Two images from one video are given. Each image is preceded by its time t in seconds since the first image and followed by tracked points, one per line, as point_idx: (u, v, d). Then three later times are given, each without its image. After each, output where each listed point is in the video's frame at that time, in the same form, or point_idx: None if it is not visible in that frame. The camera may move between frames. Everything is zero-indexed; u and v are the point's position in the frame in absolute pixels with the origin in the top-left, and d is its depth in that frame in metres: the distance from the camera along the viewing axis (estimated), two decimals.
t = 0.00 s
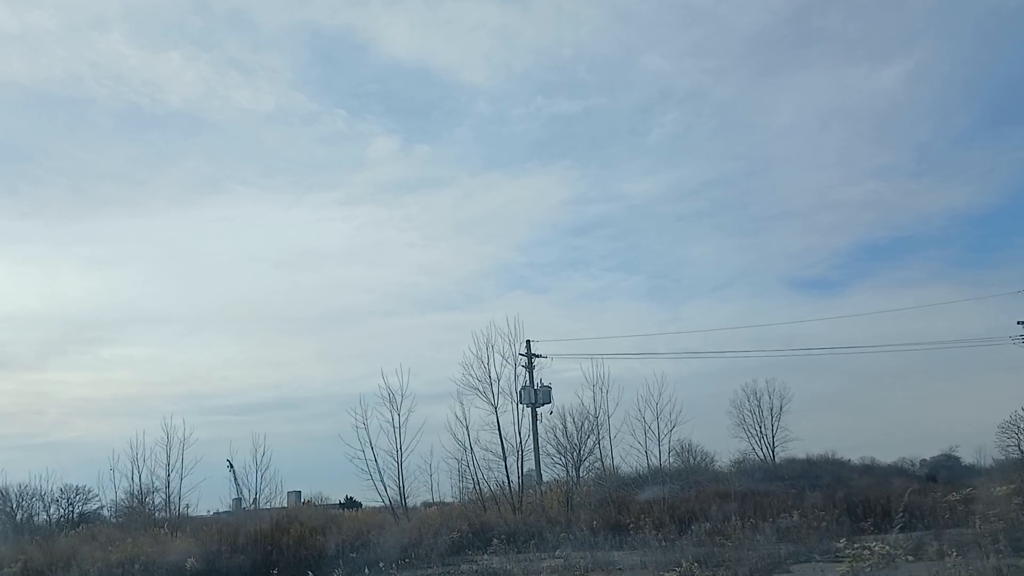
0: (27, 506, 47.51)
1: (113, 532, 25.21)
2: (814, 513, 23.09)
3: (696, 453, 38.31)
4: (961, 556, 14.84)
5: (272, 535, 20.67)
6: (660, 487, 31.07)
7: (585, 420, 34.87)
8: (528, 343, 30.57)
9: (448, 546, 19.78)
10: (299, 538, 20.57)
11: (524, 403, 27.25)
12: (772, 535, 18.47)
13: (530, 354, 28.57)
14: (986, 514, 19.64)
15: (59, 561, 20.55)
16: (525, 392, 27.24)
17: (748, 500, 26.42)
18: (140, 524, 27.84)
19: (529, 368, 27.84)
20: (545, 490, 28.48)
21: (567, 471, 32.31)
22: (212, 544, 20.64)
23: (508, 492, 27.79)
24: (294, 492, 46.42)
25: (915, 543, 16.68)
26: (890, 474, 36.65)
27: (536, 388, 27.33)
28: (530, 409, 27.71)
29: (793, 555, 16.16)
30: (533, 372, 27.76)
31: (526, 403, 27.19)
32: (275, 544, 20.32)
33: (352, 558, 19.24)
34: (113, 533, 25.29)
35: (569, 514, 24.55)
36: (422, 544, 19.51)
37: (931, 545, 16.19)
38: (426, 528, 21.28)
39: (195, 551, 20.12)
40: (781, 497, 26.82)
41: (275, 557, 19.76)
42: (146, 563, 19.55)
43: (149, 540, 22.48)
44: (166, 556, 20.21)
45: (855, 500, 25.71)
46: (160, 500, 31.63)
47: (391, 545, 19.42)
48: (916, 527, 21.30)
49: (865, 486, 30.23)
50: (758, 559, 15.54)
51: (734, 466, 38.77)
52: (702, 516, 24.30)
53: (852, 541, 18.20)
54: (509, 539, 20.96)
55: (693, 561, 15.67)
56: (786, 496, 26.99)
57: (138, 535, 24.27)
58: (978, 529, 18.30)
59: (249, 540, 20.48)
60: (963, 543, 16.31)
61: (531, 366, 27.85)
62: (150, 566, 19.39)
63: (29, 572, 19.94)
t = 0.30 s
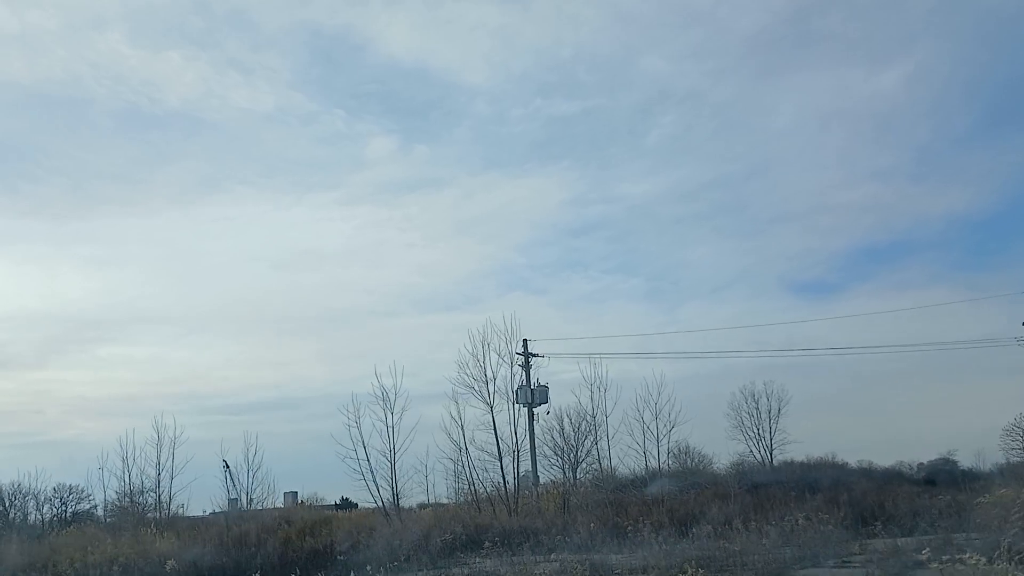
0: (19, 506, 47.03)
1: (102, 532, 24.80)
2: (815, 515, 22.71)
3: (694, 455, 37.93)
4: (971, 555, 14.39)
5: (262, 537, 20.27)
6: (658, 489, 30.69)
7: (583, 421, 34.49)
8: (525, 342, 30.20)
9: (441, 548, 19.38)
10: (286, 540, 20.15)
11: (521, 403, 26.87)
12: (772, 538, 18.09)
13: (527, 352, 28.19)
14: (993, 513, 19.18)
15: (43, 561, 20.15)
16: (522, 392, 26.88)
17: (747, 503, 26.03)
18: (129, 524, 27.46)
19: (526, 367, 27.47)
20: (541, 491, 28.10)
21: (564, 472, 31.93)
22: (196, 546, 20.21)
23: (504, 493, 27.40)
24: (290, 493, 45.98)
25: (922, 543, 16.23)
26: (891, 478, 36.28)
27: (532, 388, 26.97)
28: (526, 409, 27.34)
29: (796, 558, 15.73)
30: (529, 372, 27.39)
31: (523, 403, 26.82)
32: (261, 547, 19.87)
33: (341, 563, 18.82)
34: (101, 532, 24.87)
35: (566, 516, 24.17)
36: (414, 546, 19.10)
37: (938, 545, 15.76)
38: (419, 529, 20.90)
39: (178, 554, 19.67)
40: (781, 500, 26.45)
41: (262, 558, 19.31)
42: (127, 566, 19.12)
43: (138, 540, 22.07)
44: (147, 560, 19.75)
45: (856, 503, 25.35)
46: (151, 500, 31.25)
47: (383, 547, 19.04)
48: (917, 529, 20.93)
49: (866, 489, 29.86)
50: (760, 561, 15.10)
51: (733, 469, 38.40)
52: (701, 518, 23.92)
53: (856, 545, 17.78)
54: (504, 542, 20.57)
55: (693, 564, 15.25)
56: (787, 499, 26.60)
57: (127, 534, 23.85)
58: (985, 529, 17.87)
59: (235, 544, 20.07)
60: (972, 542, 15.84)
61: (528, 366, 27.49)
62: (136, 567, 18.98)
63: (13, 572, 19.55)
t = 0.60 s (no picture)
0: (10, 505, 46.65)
1: (86, 532, 24.44)
2: (813, 518, 22.38)
3: (690, 456, 37.60)
4: (975, 559, 14.04)
5: (247, 540, 19.90)
6: (653, 490, 30.36)
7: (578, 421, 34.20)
8: (520, 340, 29.81)
9: (429, 551, 19.03)
10: (272, 542, 19.81)
11: (515, 402, 26.54)
12: (771, 540, 17.79)
13: (520, 350, 27.87)
14: (995, 516, 18.83)
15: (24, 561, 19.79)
16: (516, 391, 26.55)
17: (744, 504, 25.73)
18: (116, 523, 27.09)
19: (520, 366, 27.16)
20: (535, 492, 27.78)
21: (559, 472, 31.59)
22: (178, 548, 19.84)
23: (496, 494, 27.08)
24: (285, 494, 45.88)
25: (925, 547, 15.86)
26: (889, 480, 35.94)
27: (526, 387, 26.64)
28: (521, 408, 27.00)
29: (795, 561, 15.37)
30: (523, 370, 27.07)
31: (516, 402, 26.48)
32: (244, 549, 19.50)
33: (326, 568, 18.46)
34: (85, 532, 24.48)
35: (560, 518, 23.85)
36: (404, 548, 18.75)
37: (940, 549, 15.41)
38: (408, 530, 20.54)
39: (158, 557, 19.30)
40: (779, 501, 26.19)
41: (245, 560, 18.94)
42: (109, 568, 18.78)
43: (122, 540, 21.73)
44: (127, 564, 19.36)
45: (857, 504, 25.05)
46: (140, 499, 30.93)
47: (370, 549, 18.71)
48: (917, 532, 20.62)
49: (865, 491, 29.56)
50: (759, 565, 14.75)
51: (730, 470, 38.05)
52: (697, 521, 23.58)
53: (856, 549, 17.45)
54: (495, 544, 20.23)
55: (690, 568, 14.90)
56: (785, 501, 26.30)
57: (111, 534, 23.49)
58: (988, 534, 17.50)
59: (219, 546, 19.72)
60: (975, 547, 15.47)
61: (522, 364, 27.18)
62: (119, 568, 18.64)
63: None
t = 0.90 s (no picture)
0: None
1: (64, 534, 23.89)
2: (808, 520, 22.02)
3: (682, 456, 37.24)
4: (976, 563, 13.64)
5: (227, 544, 19.42)
6: (643, 491, 29.98)
7: (568, 421, 33.79)
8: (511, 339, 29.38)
9: (413, 554, 18.58)
10: (252, 546, 19.32)
11: (504, 401, 26.10)
12: (765, 543, 17.38)
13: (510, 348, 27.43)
14: (994, 519, 18.45)
15: None
16: (505, 390, 26.13)
17: (737, 505, 25.38)
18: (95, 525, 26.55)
19: (509, 364, 26.73)
20: (524, 493, 27.35)
21: (549, 473, 31.18)
22: (153, 553, 19.28)
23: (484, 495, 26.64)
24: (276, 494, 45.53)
25: (925, 549, 15.47)
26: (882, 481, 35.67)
27: (516, 386, 26.24)
28: (510, 407, 26.56)
29: (792, 564, 14.97)
30: (513, 369, 26.63)
31: (506, 401, 26.06)
32: (219, 556, 18.92)
33: (307, 571, 17.99)
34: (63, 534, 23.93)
35: (550, 519, 23.43)
36: (388, 551, 18.28)
37: (941, 551, 15.02)
38: (393, 533, 20.07)
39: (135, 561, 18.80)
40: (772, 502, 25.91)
41: (223, 566, 18.39)
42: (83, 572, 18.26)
43: (99, 543, 21.21)
44: (101, 567, 18.85)
45: (852, 505, 24.70)
46: (122, 500, 30.37)
47: (352, 552, 18.25)
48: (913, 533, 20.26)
49: (859, 491, 29.25)
50: (756, 568, 14.33)
51: (722, 471, 37.70)
52: (690, 523, 23.22)
53: (854, 551, 17.06)
54: (481, 547, 19.79)
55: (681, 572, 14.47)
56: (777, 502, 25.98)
57: (88, 537, 22.95)
58: (988, 536, 17.14)
59: (198, 549, 19.23)
60: (977, 549, 15.10)
61: (512, 363, 26.74)
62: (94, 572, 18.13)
63: None
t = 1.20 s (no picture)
0: None
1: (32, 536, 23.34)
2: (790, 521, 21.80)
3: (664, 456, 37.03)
4: (964, 565, 13.39)
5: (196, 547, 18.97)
6: (624, 491, 29.72)
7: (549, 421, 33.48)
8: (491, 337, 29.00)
9: (386, 557, 18.19)
10: (222, 548, 18.87)
11: (484, 400, 25.72)
12: (749, 544, 17.10)
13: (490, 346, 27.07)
14: (980, 521, 18.27)
15: None
16: (485, 389, 25.75)
17: (720, 505, 25.16)
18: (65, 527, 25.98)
19: (489, 363, 26.36)
20: (503, 494, 27.00)
21: (529, 472, 30.86)
22: (117, 556, 18.80)
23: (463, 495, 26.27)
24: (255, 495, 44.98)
25: (914, 550, 15.20)
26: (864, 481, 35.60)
27: (496, 385, 25.87)
28: (490, 406, 26.20)
29: (777, 565, 14.68)
30: (493, 367, 26.27)
31: (485, 400, 25.67)
32: (185, 561, 18.45)
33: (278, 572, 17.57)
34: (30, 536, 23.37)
35: (530, 520, 23.10)
36: (363, 553, 17.88)
37: (933, 552, 14.79)
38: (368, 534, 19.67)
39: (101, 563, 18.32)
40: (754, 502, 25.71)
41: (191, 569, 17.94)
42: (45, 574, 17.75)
43: (65, 544, 20.68)
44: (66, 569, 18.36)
45: (835, 505, 24.54)
46: (94, 501, 29.78)
47: (325, 553, 17.85)
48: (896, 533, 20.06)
49: (841, 490, 29.14)
50: (740, 568, 14.03)
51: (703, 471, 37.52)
52: (672, 523, 22.94)
53: (841, 552, 16.82)
54: (458, 549, 19.41)
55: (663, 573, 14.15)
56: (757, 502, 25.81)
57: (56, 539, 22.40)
58: (976, 537, 16.93)
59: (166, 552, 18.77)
60: (968, 550, 14.84)
61: (492, 361, 26.37)
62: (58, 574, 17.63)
63: None
